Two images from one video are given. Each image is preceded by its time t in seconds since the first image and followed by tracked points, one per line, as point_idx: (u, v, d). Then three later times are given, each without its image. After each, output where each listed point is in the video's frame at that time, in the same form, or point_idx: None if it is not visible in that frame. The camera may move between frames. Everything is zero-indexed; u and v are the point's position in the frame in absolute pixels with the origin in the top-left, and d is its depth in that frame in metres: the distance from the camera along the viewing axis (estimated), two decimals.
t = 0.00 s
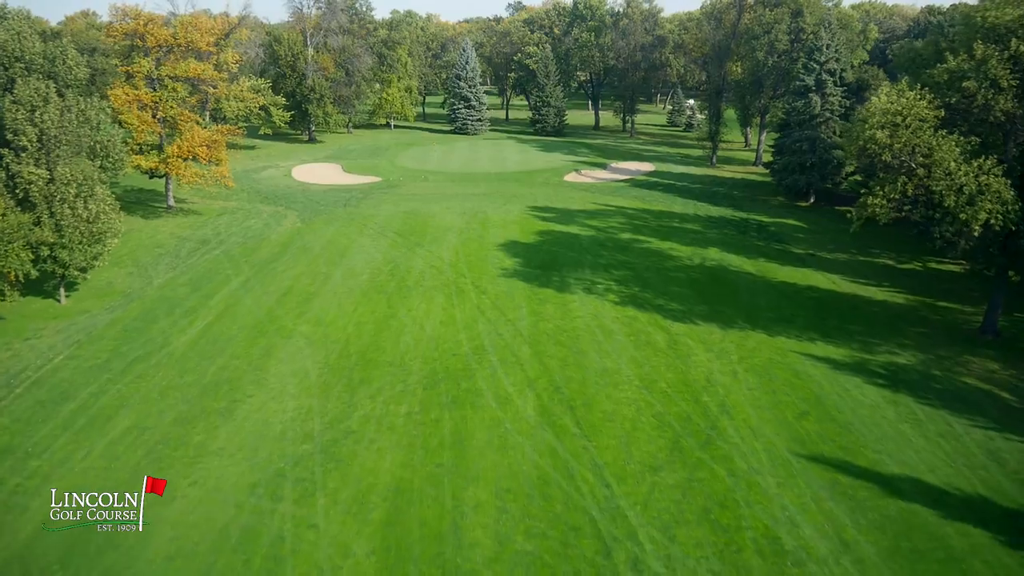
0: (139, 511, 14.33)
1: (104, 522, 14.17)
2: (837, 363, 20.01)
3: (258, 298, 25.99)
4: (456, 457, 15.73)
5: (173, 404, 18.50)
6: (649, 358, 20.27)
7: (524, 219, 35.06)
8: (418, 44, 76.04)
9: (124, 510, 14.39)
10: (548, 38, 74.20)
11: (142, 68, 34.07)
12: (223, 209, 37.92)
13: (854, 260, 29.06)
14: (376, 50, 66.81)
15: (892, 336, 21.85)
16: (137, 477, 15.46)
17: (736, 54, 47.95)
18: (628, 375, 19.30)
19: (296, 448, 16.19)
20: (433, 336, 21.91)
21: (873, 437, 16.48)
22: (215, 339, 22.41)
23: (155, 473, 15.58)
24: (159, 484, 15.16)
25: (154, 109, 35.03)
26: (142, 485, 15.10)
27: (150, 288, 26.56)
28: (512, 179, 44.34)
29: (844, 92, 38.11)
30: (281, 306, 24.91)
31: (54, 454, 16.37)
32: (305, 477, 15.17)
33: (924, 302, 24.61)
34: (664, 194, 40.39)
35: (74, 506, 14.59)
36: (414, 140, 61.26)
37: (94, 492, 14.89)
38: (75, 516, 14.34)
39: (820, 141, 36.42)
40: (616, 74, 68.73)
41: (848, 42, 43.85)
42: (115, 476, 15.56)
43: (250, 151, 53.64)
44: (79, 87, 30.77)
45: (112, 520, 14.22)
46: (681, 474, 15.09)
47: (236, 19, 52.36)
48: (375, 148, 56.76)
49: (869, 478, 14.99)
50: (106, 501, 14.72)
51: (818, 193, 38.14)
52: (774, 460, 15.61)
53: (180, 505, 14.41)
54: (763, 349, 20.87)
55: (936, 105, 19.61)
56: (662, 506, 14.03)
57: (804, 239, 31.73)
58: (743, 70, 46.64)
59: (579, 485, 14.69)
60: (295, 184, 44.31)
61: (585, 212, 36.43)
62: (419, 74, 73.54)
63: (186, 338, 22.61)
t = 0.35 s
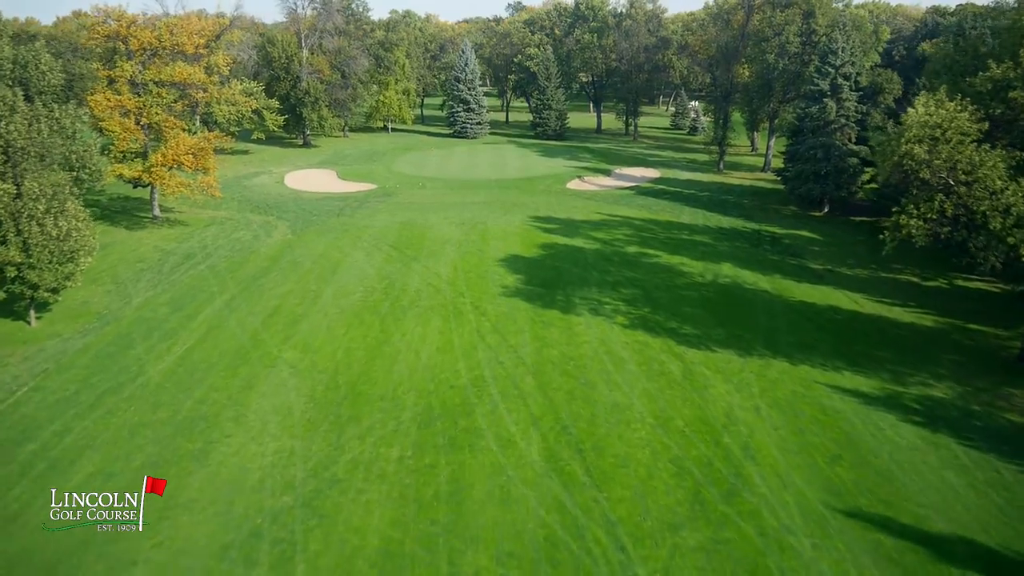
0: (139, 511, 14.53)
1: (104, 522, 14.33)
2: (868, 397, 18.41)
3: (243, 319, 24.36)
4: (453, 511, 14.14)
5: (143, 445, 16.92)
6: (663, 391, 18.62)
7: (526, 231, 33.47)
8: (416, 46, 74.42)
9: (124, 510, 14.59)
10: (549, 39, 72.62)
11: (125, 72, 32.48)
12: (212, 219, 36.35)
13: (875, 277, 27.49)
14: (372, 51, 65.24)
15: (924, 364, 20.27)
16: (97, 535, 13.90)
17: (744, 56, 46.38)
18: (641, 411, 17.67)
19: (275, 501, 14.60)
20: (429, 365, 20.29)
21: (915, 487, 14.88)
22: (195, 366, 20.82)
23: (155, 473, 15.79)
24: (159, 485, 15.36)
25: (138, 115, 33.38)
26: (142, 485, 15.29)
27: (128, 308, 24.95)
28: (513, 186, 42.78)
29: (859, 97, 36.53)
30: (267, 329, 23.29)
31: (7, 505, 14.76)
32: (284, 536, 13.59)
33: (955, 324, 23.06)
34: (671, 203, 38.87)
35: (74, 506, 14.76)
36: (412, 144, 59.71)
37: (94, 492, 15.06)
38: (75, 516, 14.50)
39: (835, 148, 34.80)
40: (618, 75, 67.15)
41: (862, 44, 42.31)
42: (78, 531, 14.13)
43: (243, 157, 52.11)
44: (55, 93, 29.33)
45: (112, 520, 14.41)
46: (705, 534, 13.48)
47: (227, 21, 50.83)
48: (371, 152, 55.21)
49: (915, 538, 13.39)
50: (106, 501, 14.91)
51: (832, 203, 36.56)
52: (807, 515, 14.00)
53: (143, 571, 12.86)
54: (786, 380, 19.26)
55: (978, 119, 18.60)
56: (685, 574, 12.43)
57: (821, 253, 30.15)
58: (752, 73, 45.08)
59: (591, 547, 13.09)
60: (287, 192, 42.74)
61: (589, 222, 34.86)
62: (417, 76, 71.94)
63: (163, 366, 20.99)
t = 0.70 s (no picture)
0: (139, 511, 14.67)
1: (104, 522, 14.49)
2: (905, 438, 16.79)
3: (225, 343, 22.76)
4: None
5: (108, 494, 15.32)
6: (680, 431, 17.04)
7: (528, 244, 31.88)
8: (414, 47, 72.80)
9: (124, 510, 14.74)
10: (550, 40, 71.07)
11: (106, 77, 30.83)
12: (199, 231, 34.74)
13: (899, 296, 25.89)
14: (368, 54, 63.71)
15: (961, 398, 18.68)
16: None
17: (754, 59, 44.85)
18: (657, 456, 16.05)
19: (249, 565, 13.02)
20: (424, 399, 18.69)
21: (967, 548, 13.25)
22: (171, 399, 19.24)
23: (155, 473, 15.96)
24: (159, 485, 15.52)
25: (120, 123, 31.68)
26: (142, 485, 15.47)
27: (103, 331, 23.32)
28: (513, 195, 41.23)
29: (876, 103, 34.84)
30: (251, 355, 21.68)
31: None
32: None
33: (990, 350, 21.48)
34: (678, 213, 37.34)
35: (74, 506, 14.92)
36: (409, 149, 58.14)
37: (94, 492, 15.22)
38: (75, 516, 14.66)
39: (852, 156, 33.18)
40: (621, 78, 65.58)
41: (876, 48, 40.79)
42: (61, 551, 13.72)
43: (235, 163, 50.56)
44: (28, 100, 27.63)
45: (112, 520, 14.56)
46: None
47: (218, 22, 49.22)
48: (367, 158, 53.62)
49: None
50: (106, 501, 15.07)
51: (847, 213, 34.91)
52: None
53: None
54: (813, 418, 17.65)
55: None
56: None
57: (839, 269, 28.55)
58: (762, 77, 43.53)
59: None
60: (279, 201, 41.18)
61: (594, 234, 33.28)
62: (415, 78, 70.35)
63: (136, 399, 19.37)
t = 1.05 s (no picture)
0: (139, 509, 14.93)
1: (104, 520, 14.75)
2: (949, 485, 15.25)
3: (207, 370, 21.19)
4: None
5: (68, 552, 13.78)
6: (701, 477, 15.48)
7: (530, 258, 30.31)
8: (412, 48, 71.17)
9: (124, 508, 14.99)
10: (552, 42, 69.46)
11: (86, 82, 29.28)
12: (186, 243, 33.16)
13: (926, 316, 24.36)
14: (365, 56, 62.14)
15: (1006, 436, 17.15)
16: None
17: (763, 62, 43.35)
18: (677, 508, 14.49)
19: None
20: (420, 438, 17.12)
21: None
22: (144, 437, 17.69)
23: (154, 472, 16.20)
24: (158, 484, 15.77)
25: (101, 132, 30.08)
26: (141, 484, 15.70)
27: (76, 357, 21.74)
28: (514, 203, 39.68)
29: (895, 110, 33.17)
30: (234, 385, 20.12)
31: None
32: None
33: None
34: (686, 223, 35.84)
35: (74, 505, 15.12)
36: (407, 154, 56.56)
37: (93, 491, 15.45)
38: (75, 516, 14.85)
39: (870, 166, 31.58)
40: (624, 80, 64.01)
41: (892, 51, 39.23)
42: (58, 553, 13.83)
43: (227, 170, 49.00)
44: None
45: (112, 519, 14.81)
46: None
47: (209, 24, 47.54)
48: (363, 163, 52.03)
49: None
50: (105, 500, 15.30)
51: (864, 224, 33.35)
52: None
53: None
54: (847, 461, 16.10)
55: None
56: None
57: (859, 286, 27.04)
58: (772, 81, 41.92)
59: None
60: (271, 210, 39.63)
61: (599, 247, 31.74)
62: (412, 80, 68.77)
63: (106, 436, 17.81)
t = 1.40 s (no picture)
0: (139, 511, 15.08)
1: (104, 522, 14.89)
2: (1002, 542, 13.78)
3: (187, 401, 19.67)
4: None
5: None
6: (727, 532, 13.98)
7: (534, 273, 28.82)
8: (410, 50, 69.62)
9: (125, 510, 15.15)
10: (553, 44, 68.00)
11: (65, 89, 27.83)
12: (172, 257, 31.66)
13: (956, 339, 22.90)
14: (362, 58, 60.63)
15: None
16: None
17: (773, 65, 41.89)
18: (703, 570, 13.00)
19: None
20: (417, 484, 15.62)
21: None
22: (116, 480, 16.21)
23: (155, 473, 16.39)
24: (159, 485, 15.94)
25: (81, 141, 28.53)
26: (142, 485, 15.88)
27: (47, 386, 20.24)
28: (516, 213, 38.21)
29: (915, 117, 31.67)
30: (216, 419, 18.61)
31: None
32: None
33: None
34: (695, 234, 34.39)
35: (75, 506, 15.34)
36: (404, 159, 55.05)
37: (94, 492, 15.63)
38: (75, 516, 15.08)
39: (890, 176, 30.10)
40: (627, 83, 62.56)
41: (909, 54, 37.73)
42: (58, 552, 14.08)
43: (219, 177, 47.54)
44: None
45: (112, 520, 14.97)
46: None
47: (200, 26, 45.95)
48: (360, 169, 50.57)
49: None
50: (106, 501, 15.47)
51: (882, 236, 31.91)
52: None
53: None
54: (886, 511, 14.62)
55: None
56: None
57: (882, 305, 25.60)
58: (782, 85, 40.43)
59: None
60: (263, 219, 38.13)
61: (606, 261, 30.26)
62: (411, 83, 67.27)
63: (75, 478, 16.32)
